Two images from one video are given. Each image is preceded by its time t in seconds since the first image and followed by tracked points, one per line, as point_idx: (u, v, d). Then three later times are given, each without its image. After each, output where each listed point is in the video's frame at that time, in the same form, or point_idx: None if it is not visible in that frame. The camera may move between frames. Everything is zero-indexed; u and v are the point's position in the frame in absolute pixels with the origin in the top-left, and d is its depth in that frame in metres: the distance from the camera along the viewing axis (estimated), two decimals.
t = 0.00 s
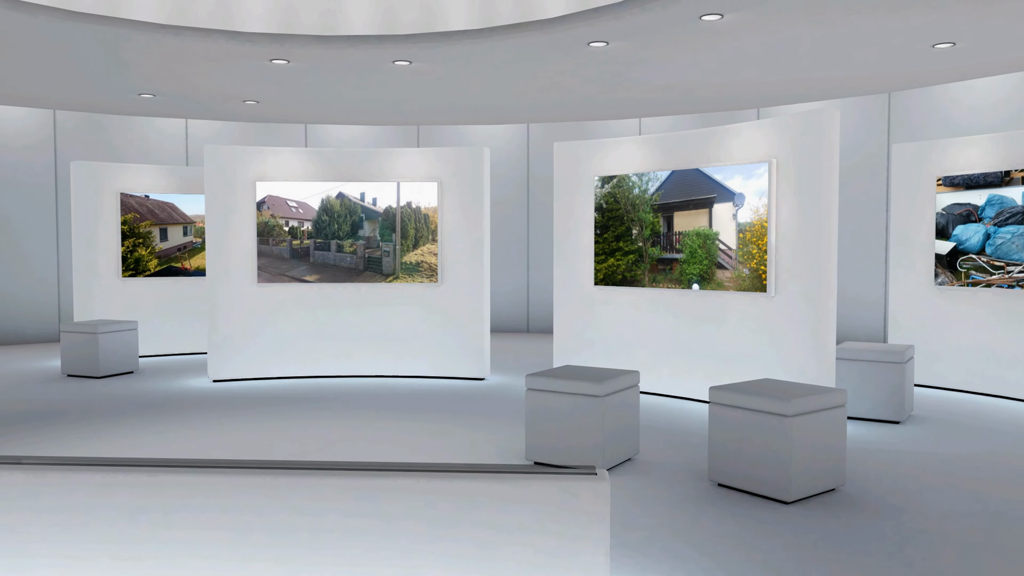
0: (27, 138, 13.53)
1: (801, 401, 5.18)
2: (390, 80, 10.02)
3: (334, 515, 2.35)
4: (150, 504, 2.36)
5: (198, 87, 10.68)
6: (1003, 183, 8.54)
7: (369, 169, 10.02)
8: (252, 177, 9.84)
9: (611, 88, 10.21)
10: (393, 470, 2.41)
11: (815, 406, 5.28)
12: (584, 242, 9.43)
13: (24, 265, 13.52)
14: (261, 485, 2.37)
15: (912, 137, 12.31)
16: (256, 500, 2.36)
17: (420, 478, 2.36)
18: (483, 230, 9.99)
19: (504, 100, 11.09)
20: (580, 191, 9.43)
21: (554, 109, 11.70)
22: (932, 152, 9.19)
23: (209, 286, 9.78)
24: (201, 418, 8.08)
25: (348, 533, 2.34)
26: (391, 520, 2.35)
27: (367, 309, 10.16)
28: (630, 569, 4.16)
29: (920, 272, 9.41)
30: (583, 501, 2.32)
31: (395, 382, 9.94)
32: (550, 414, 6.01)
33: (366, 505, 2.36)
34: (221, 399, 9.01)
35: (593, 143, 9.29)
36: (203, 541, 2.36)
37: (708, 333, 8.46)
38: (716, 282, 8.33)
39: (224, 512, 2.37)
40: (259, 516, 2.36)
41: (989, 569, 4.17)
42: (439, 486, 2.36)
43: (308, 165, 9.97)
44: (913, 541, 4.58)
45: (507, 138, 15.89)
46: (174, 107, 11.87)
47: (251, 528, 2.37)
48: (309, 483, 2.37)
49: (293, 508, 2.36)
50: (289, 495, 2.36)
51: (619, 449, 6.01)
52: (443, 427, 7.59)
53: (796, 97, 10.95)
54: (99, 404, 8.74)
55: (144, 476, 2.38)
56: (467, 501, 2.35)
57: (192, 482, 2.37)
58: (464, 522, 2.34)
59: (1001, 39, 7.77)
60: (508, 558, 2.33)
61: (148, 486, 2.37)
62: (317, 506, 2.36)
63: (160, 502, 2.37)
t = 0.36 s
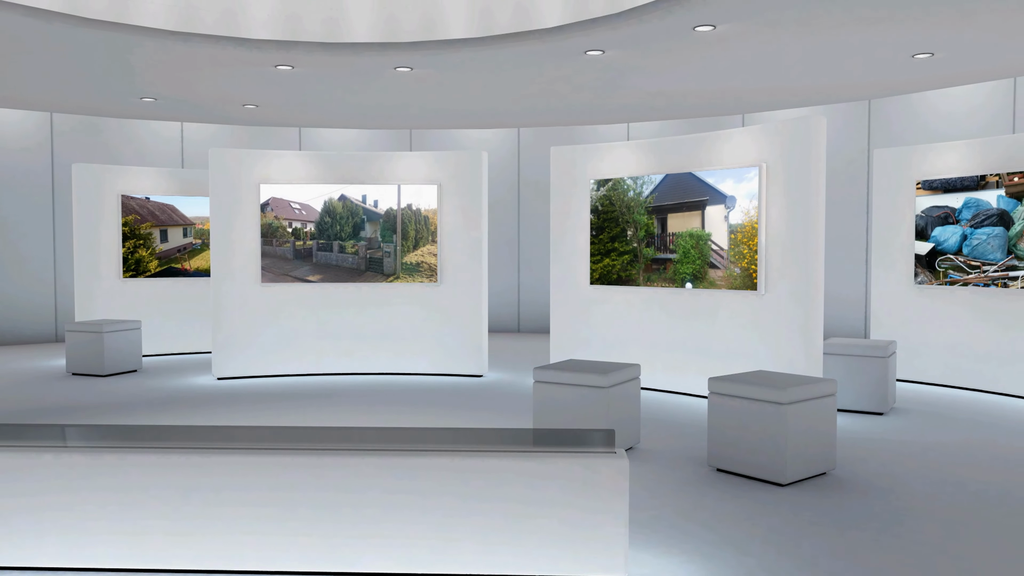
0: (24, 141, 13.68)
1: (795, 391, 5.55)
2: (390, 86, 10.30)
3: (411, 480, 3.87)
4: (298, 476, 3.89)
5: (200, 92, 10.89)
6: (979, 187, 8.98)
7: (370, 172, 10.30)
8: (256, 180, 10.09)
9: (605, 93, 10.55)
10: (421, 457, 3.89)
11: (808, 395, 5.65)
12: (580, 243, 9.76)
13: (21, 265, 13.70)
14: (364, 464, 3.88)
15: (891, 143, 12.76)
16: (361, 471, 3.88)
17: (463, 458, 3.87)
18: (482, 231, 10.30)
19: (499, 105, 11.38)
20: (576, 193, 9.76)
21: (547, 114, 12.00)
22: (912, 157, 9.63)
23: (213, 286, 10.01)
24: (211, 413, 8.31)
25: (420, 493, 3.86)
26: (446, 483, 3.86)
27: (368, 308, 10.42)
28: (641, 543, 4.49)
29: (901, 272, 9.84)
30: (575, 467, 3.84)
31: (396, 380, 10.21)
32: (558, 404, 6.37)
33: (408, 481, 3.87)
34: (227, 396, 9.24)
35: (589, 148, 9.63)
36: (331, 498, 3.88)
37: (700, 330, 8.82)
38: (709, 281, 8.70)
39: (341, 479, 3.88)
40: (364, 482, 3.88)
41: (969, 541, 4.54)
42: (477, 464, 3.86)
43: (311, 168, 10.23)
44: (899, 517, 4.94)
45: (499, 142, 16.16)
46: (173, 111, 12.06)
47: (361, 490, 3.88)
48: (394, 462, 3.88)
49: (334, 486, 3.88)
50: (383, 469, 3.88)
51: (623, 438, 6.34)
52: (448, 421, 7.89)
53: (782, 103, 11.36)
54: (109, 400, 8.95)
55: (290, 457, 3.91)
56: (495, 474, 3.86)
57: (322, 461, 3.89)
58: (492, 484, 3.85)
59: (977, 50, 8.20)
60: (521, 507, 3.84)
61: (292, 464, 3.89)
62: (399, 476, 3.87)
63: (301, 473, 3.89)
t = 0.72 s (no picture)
0: (22, 143, 13.78)
1: (789, 383, 5.83)
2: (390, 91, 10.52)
3: (435, 465, 4.12)
4: (328, 461, 4.13)
5: (202, 95, 11.05)
6: (960, 190, 9.35)
7: (370, 175, 10.52)
8: (258, 182, 10.28)
9: (599, 98, 10.83)
10: (443, 442, 4.14)
11: (801, 387, 5.93)
12: (576, 244, 10.03)
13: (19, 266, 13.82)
14: (390, 449, 4.13)
15: (876, 147, 13.12)
16: (388, 456, 4.13)
17: (483, 444, 4.12)
18: (480, 232, 10.55)
19: (495, 109, 11.63)
20: (572, 195, 10.03)
21: (542, 118, 12.25)
22: (896, 161, 9.97)
23: (217, 285, 10.19)
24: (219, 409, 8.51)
25: (443, 476, 4.11)
26: (469, 467, 4.11)
27: (369, 307, 10.64)
28: (646, 525, 4.77)
29: (886, 272, 10.17)
30: (588, 450, 4.10)
31: (396, 377, 10.43)
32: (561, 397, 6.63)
33: (431, 465, 4.12)
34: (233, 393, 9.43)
35: (585, 151, 9.90)
36: (358, 482, 4.13)
37: (694, 328, 9.11)
38: (702, 280, 8.99)
39: (368, 464, 4.13)
40: (390, 466, 4.12)
41: (954, 521, 4.85)
42: (496, 449, 4.12)
43: (313, 170, 10.44)
44: (888, 501, 5.24)
45: (492, 145, 16.41)
46: (173, 113, 12.20)
47: (387, 473, 4.12)
48: (417, 447, 4.13)
49: (363, 471, 4.13)
50: (407, 454, 4.13)
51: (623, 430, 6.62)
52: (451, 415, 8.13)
53: (770, 109, 11.69)
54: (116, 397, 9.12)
55: (320, 443, 4.15)
56: (513, 458, 4.12)
57: (349, 447, 4.14)
58: (511, 468, 4.11)
59: (959, 58, 8.55)
60: (538, 489, 4.10)
61: (323, 451, 4.14)
62: (424, 461, 4.13)
63: (330, 459, 4.13)
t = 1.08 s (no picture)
0: (22, 145, 13.89)
1: (783, 378, 6.06)
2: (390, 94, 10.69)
3: (448, 455, 4.33)
4: (346, 451, 4.33)
5: (203, 98, 11.19)
6: (947, 192, 9.62)
7: (371, 177, 10.70)
8: (261, 184, 10.51)
9: (594, 102, 11.05)
10: (455, 431, 4.36)
11: (794, 381, 6.17)
12: (573, 244, 10.24)
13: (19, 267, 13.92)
14: (406, 439, 4.34)
15: (865, 150, 13.40)
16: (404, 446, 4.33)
17: (497, 433, 4.34)
18: (479, 233, 10.77)
19: (493, 113, 11.82)
20: (570, 197, 10.23)
21: (538, 121, 12.45)
22: (885, 164, 10.23)
23: (219, 285, 10.43)
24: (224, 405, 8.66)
25: (457, 465, 4.31)
26: (480, 454, 4.32)
27: (369, 306, 10.77)
28: (649, 512, 4.97)
29: (875, 272, 10.43)
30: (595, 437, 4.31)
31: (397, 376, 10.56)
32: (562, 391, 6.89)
33: (445, 453, 4.33)
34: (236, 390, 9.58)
35: (582, 154, 10.11)
36: (376, 470, 4.33)
37: (689, 326, 9.34)
38: (697, 279, 9.21)
39: (385, 453, 4.34)
40: (406, 456, 4.33)
41: (941, 508, 5.08)
42: (506, 438, 4.33)
43: (314, 172, 10.63)
44: (879, 489, 5.47)
45: (487, 147, 16.61)
46: (173, 116, 12.33)
47: (403, 462, 4.33)
48: (434, 436, 4.35)
49: (380, 459, 4.33)
50: (424, 443, 4.34)
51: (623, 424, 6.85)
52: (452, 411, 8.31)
53: (762, 112, 11.94)
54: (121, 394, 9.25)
55: (339, 433, 4.35)
56: (523, 446, 4.33)
57: (367, 436, 4.34)
58: (521, 456, 4.32)
59: (946, 64, 8.80)
60: (546, 476, 4.31)
61: (341, 440, 4.34)
62: (438, 450, 4.33)
63: (349, 448, 4.34)
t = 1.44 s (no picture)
0: (22, 146, 13.97)
1: (778, 374, 6.23)
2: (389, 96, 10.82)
3: (457, 448, 4.48)
4: (357, 445, 4.48)
5: (204, 100, 11.27)
6: (938, 193, 9.80)
7: (371, 178, 10.80)
8: (262, 185, 10.62)
9: (591, 104, 11.20)
10: (462, 424, 4.50)
11: (789, 377, 6.35)
12: (571, 244, 10.39)
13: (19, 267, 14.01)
14: (414, 433, 4.48)
15: (857, 152, 13.59)
16: (413, 440, 4.48)
17: (500, 427, 4.48)
18: (478, 233, 10.92)
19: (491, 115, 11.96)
20: (568, 198, 10.37)
21: (535, 123, 12.61)
22: (877, 166, 10.41)
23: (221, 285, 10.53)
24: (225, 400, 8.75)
25: (464, 458, 4.46)
26: (485, 447, 4.47)
27: (370, 306, 10.88)
28: (648, 504, 5.12)
29: (867, 272, 10.61)
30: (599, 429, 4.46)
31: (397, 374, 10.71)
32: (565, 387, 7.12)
33: (453, 446, 4.47)
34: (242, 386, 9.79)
35: (579, 157, 10.28)
36: (385, 463, 4.48)
37: (685, 325, 9.52)
38: (693, 279, 9.37)
39: (394, 447, 4.48)
40: (415, 449, 4.48)
41: (932, 499, 5.25)
42: (512, 432, 4.48)
43: (315, 173, 10.75)
44: (872, 482, 5.63)
45: (484, 149, 16.74)
46: (173, 117, 12.42)
47: (412, 455, 4.48)
48: (441, 430, 4.50)
49: (390, 452, 4.47)
50: (431, 437, 4.48)
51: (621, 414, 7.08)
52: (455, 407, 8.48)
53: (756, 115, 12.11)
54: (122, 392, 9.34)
55: (349, 427, 4.49)
56: (528, 440, 4.48)
57: (376, 430, 4.49)
58: (526, 450, 4.47)
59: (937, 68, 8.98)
60: (550, 468, 4.46)
61: (352, 434, 4.48)
62: (446, 443, 4.48)
63: (360, 441, 4.48)
